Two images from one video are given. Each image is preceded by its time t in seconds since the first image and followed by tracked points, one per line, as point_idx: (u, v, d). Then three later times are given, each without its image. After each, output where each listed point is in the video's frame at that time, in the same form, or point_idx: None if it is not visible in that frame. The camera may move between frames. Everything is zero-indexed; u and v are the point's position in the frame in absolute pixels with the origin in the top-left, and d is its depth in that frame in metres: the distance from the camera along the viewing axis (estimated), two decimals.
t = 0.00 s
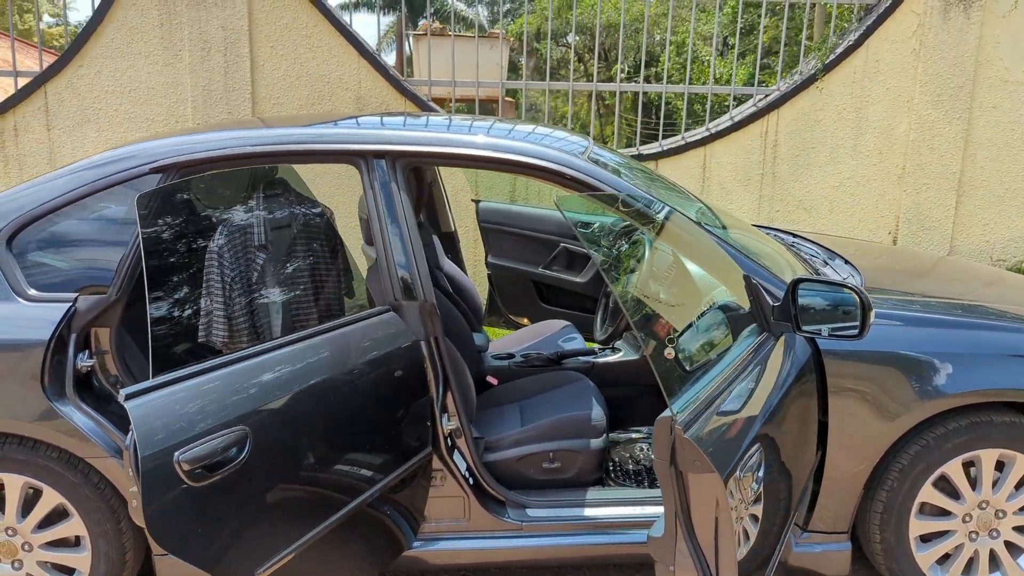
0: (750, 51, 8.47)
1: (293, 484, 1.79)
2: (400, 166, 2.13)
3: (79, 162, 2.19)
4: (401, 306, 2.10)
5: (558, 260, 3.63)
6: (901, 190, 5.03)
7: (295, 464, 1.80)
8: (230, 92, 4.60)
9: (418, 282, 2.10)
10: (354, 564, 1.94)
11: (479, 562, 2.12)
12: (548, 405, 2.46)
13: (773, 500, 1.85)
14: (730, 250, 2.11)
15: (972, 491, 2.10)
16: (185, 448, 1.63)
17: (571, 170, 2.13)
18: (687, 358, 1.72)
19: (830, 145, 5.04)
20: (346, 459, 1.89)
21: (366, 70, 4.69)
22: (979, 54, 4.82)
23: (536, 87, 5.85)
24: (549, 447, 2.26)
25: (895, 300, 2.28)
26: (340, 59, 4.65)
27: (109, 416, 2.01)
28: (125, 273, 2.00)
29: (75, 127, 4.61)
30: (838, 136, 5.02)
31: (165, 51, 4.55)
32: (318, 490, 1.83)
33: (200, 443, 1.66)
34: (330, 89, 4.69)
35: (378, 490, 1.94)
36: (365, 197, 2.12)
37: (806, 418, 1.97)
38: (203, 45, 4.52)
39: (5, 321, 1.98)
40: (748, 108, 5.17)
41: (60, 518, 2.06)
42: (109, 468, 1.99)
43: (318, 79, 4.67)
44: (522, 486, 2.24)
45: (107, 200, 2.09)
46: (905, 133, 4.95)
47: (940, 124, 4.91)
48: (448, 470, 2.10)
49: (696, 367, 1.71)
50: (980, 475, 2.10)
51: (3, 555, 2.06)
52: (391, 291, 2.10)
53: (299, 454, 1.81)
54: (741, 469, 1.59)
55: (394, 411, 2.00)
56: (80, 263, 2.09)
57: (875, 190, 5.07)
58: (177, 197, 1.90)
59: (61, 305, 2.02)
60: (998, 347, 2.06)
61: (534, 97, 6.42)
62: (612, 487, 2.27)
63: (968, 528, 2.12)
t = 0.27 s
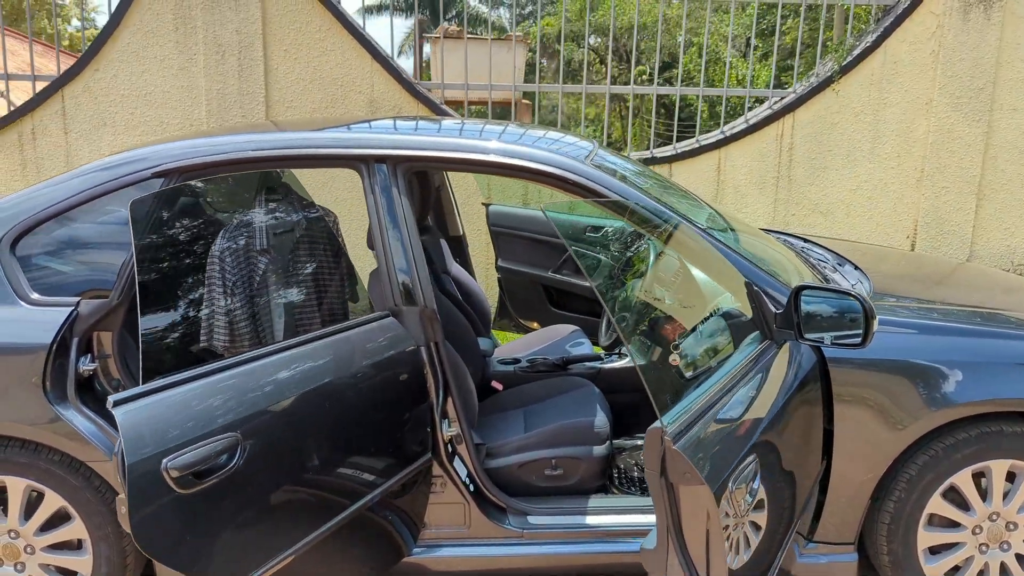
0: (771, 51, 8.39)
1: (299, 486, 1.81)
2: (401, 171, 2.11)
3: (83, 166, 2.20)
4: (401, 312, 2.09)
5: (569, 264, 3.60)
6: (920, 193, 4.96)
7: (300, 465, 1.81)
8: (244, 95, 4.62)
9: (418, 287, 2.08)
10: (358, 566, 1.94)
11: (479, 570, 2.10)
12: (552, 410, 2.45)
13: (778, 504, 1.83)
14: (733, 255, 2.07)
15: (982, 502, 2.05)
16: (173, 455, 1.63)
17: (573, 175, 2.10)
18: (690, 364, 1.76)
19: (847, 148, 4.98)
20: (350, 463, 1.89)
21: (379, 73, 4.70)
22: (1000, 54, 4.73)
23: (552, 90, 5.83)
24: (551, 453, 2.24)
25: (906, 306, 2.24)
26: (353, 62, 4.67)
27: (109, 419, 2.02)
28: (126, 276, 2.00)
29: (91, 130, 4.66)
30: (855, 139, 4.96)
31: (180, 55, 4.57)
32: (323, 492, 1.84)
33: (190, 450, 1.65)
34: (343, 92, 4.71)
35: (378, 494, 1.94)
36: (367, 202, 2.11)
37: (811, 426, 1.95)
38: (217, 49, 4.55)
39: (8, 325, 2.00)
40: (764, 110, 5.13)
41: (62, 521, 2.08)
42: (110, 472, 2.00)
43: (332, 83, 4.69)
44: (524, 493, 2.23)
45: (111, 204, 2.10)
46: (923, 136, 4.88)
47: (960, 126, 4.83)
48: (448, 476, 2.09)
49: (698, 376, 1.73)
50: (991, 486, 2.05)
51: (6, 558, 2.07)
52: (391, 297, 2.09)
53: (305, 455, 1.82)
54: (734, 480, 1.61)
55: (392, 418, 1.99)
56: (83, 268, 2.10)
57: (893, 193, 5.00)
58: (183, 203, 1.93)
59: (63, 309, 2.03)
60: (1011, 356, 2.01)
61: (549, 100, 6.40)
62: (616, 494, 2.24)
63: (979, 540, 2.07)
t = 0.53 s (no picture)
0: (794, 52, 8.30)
1: (300, 485, 1.82)
2: (402, 172, 2.09)
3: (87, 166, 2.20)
4: (400, 314, 2.08)
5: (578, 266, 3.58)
6: (938, 196, 4.88)
7: (303, 464, 1.83)
8: (257, 96, 4.64)
9: (417, 289, 2.07)
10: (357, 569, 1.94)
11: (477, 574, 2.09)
12: (555, 413, 2.43)
13: (779, 511, 1.81)
14: (736, 257, 2.02)
15: (990, 512, 2.01)
16: (162, 455, 1.65)
17: (572, 177, 2.07)
18: (691, 367, 1.87)
19: (864, 150, 4.91)
20: (350, 463, 1.90)
21: (392, 75, 4.70)
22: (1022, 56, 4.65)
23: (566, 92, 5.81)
24: (551, 457, 2.23)
25: (915, 311, 2.19)
26: (366, 63, 4.67)
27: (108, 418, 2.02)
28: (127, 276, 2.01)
29: (108, 131, 4.70)
30: (872, 141, 4.90)
31: (195, 57, 4.60)
32: (325, 492, 1.86)
33: (180, 450, 1.66)
34: (356, 93, 4.71)
35: (376, 496, 1.94)
36: (367, 203, 2.09)
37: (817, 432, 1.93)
38: (231, 51, 4.58)
39: (10, 324, 2.02)
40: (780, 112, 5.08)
41: (64, 520, 2.09)
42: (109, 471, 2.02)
43: (345, 84, 4.69)
44: (524, 497, 2.21)
45: (113, 205, 2.09)
46: (942, 138, 4.81)
47: (980, 129, 4.75)
48: (446, 479, 2.08)
49: (699, 377, 1.82)
50: (999, 496, 2.01)
51: (8, 555, 2.09)
52: (390, 299, 2.09)
53: (307, 454, 1.84)
54: (724, 491, 1.55)
55: (390, 423, 1.98)
56: (86, 268, 2.11)
57: (911, 196, 4.93)
58: (184, 204, 1.95)
59: (64, 309, 2.04)
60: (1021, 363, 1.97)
61: (565, 101, 6.37)
62: (617, 499, 2.21)
63: (986, 551, 2.03)
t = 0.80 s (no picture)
0: (814, 54, 8.22)
1: (300, 482, 1.82)
2: (401, 172, 2.09)
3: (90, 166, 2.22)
4: (397, 315, 2.08)
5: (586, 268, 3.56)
6: (956, 200, 4.82)
7: (304, 461, 1.83)
8: (271, 97, 4.67)
9: (415, 290, 2.07)
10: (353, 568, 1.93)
11: None
12: (558, 415, 2.42)
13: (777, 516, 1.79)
14: (738, 259, 1.96)
15: (995, 521, 1.97)
16: (147, 455, 1.65)
17: (570, 177, 2.03)
18: (692, 369, 1.89)
19: (881, 153, 4.86)
20: (352, 462, 1.90)
21: (405, 75, 4.71)
22: None
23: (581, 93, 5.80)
24: (551, 460, 2.21)
25: (921, 316, 2.16)
26: (380, 64, 4.68)
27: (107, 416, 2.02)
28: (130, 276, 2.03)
29: (124, 130, 4.74)
30: (889, 143, 4.84)
31: (210, 58, 4.64)
32: (324, 490, 1.86)
33: (165, 450, 1.67)
34: (369, 93, 4.73)
35: (376, 494, 1.93)
36: (366, 203, 2.09)
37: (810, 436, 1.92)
38: (246, 52, 4.61)
39: (13, 322, 2.04)
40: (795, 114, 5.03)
41: (64, 517, 2.11)
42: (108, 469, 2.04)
43: (358, 85, 4.71)
44: (523, 500, 2.20)
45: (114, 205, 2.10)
46: (960, 141, 4.74)
47: (999, 131, 4.68)
48: (443, 480, 2.07)
49: (698, 381, 1.84)
50: (1004, 506, 1.97)
51: (9, 550, 2.11)
52: (387, 300, 2.08)
53: (309, 452, 1.85)
54: (709, 498, 1.62)
55: (385, 424, 1.97)
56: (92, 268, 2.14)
57: (928, 199, 4.86)
58: (186, 204, 2.00)
59: (66, 306, 2.07)
60: None
61: (580, 102, 6.36)
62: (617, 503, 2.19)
63: (991, 562, 1.99)
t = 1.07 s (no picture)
0: (835, 54, 8.15)
1: (304, 477, 1.84)
2: (401, 172, 2.09)
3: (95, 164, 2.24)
4: (395, 314, 2.09)
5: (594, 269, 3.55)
6: (974, 202, 4.76)
7: (308, 457, 1.85)
8: (286, 97, 4.70)
9: (412, 290, 2.08)
10: (350, 566, 1.94)
11: None
12: (561, 416, 2.43)
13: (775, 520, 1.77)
14: (736, 261, 1.96)
15: (999, 529, 1.94)
16: (135, 450, 1.66)
17: (573, 179, 2.05)
18: (690, 369, 1.91)
19: (898, 154, 4.81)
20: (353, 458, 1.91)
21: (418, 75, 4.72)
22: None
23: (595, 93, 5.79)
24: (551, 460, 2.21)
25: (926, 320, 2.13)
26: (393, 64, 4.70)
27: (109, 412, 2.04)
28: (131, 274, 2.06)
29: (141, 129, 4.79)
30: (905, 145, 4.79)
31: (225, 58, 4.68)
32: (325, 485, 1.87)
33: (153, 446, 1.68)
34: (382, 93, 4.74)
35: (375, 491, 1.93)
36: (366, 202, 2.10)
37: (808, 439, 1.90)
38: (261, 51, 4.65)
39: (17, 317, 2.07)
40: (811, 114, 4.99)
41: (68, 511, 2.13)
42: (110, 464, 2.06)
43: (372, 84, 4.73)
44: (522, 501, 2.20)
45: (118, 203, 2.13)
46: (979, 143, 4.68)
47: (1019, 133, 4.61)
48: (440, 480, 2.07)
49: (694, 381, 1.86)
50: (1008, 513, 1.94)
51: (12, 543, 2.13)
52: (385, 300, 2.09)
53: (313, 448, 1.86)
54: (693, 499, 1.61)
55: (380, 422, 1.97)
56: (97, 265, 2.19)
57: (945, 202, 4.80)
58: (191, 203, 2.01)
59: (67, 303, 2.10)
60: None
61: (596, 103, 6.35)
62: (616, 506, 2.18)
63: (994, 570, 1.95)
